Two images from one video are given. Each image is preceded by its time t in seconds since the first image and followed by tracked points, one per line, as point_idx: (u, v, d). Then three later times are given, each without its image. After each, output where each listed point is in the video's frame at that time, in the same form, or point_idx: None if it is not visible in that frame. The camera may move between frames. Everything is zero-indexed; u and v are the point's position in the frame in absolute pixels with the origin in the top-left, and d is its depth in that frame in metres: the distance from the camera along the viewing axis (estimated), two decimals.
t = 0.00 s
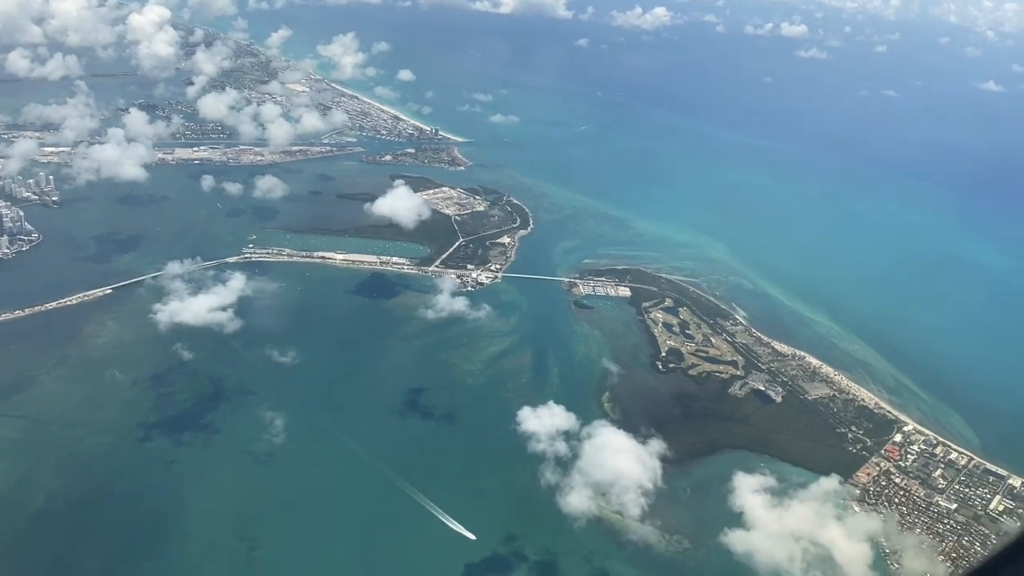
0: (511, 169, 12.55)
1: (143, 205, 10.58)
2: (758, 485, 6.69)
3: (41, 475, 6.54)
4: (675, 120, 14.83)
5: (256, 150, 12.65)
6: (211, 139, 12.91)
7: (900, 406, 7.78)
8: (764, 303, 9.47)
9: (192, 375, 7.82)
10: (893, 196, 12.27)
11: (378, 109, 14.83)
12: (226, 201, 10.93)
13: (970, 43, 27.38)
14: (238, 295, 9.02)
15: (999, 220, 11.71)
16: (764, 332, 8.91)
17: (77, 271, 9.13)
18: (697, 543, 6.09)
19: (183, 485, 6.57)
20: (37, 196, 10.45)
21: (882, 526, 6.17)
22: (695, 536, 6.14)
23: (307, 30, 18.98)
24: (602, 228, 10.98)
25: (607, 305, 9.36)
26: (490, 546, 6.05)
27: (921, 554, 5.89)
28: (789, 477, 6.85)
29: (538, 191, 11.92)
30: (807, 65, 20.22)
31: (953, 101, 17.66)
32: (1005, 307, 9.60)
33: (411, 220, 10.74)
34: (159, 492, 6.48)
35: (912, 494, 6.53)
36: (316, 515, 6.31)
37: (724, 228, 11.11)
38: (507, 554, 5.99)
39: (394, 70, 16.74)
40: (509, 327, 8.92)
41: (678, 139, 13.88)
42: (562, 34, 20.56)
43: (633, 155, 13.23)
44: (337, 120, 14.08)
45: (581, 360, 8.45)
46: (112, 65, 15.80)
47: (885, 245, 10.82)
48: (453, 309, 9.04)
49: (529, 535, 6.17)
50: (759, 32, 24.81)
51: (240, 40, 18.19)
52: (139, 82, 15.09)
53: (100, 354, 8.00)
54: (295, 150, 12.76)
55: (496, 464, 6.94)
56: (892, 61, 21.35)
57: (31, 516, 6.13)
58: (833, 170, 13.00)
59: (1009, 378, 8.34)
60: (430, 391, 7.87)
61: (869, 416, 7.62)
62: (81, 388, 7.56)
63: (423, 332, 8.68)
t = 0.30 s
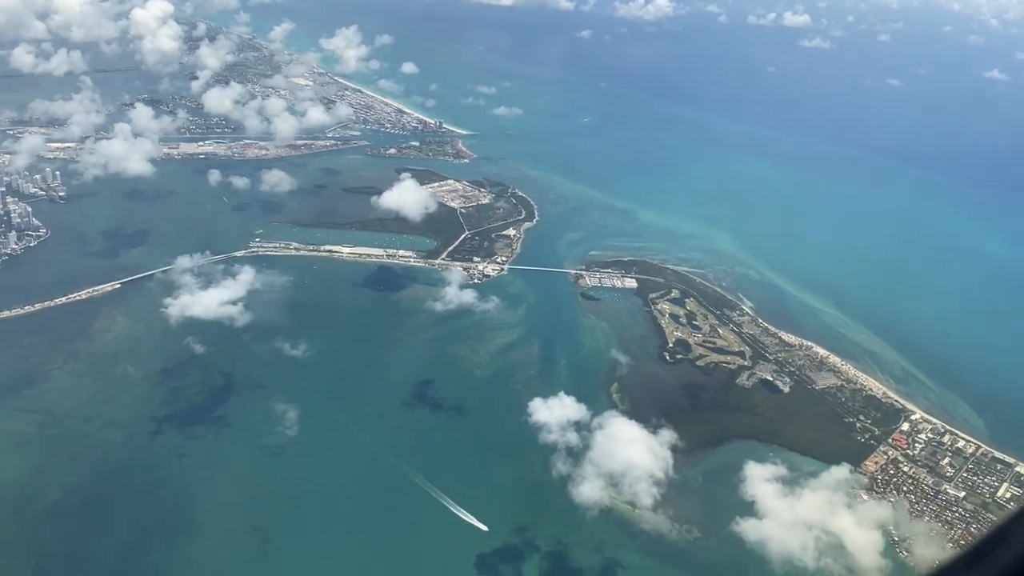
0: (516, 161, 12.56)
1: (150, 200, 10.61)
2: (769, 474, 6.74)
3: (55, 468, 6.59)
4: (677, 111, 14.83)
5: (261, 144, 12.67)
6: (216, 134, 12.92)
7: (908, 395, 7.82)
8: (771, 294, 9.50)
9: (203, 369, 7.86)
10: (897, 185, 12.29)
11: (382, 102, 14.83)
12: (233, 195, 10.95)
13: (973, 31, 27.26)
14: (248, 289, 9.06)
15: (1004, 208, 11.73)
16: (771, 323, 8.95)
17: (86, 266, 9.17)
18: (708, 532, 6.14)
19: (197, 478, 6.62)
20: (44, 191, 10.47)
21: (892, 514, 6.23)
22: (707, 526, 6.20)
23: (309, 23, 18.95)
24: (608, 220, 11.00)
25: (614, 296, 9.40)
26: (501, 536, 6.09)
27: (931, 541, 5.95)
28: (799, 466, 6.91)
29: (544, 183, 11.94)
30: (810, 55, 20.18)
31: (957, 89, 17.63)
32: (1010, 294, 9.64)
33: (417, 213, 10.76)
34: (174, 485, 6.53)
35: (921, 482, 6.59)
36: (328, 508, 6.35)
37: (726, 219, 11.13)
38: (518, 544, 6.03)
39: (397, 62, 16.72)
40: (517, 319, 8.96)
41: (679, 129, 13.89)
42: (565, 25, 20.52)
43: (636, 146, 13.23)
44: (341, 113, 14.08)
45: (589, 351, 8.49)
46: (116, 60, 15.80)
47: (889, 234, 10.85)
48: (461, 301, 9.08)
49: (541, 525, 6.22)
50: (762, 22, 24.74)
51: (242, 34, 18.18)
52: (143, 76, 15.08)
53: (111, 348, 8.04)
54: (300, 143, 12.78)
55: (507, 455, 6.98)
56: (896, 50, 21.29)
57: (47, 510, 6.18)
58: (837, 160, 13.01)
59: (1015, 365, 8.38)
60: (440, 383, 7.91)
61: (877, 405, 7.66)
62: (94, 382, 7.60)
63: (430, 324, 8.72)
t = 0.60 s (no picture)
0: (528, 158, 12.58)
1: (165, 200, 10.67)
2: (788, 469, 6.76)
3: (78, 466, 6.66)
4: (686, 106, 14.81)
5: (274, 143, 12.73)
6: (229, 133, 12.99)
7: (924, 388, 7.82)
8: (785, 289, 9.50)
9: (221, 367, 7.91)
10: (908, 177, 12.26)
11: (393, 100, 14.87)
12: (247, 194, 11.00)
13: (984, 23, 27.12)
14: (266, 287, 9.11)
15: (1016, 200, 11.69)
16: (786, 318, 8.96)
17: (104, 266, 9.23)
18: (727, 527, 6.16)
19: (218, 475, 6.67)
20: (60, 192, 10.55)
21: (910, 507, 6.26)
22: (725, 520, 6.22)
23: (319, 22, 19.00)
24: (621, 216, 11.00)
25: (628, 292, 9.42)
26: (521, 532, 6.11)
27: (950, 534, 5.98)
28: (817, 460, 6.92)
29: (556, 179, 11.95)
30: (820, 48, 20.12)
31: (969, 82, 17.54)
32: None
33: (430, 210, 10.80)
34: (196, 482, 6.59)
35: (938, 475, 6.60)
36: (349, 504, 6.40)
37: (737, 214, 11.13)
38: (538, 539, 6.05)
39: (407, 60, 16.76)
40: (531, 315, 8.99)
41: (690, 124, 13.86)
42: (574, 21, 20.51)
43: (647, 141, 13.23)
44: (353, 112, 14.14)
45: (604, 346, 8.52)
46: (129, 60, 15.88)
47: (901, 227, 10.83)
48: (476, 298, 9.11)
49: (560, 521, 6.23)
50: (771, 16, 24.67)
51: (253, 33, 18.24)
52: (156, 77, 15.17)
53: (130, 347, 8.10)
54: (312, 142, 12.83)
55: (525, 451, 7.01)
56: (907, 43, 21.20)
57: (71, 507, 6.25)
58: (848, 153, 12.99)
59: None
60: (456, 379, 7.94)
61: (893, 399, 7.66)
62: (114, 381, 7.67)
63: (446, 321, 8.76)
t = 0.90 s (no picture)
0: (546, 159, 12.63)
1: (189, 204, 10.79)
2: (814, 467, 6.75)
3: (109, 468, 6.75)
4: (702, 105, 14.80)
5: (295, 147, 12.84)
6: (250, 138, 13.16)
7: (949, 387, 7.78)
8: (807, 288, 9.48)
9: (248, 369, 8.00)
10: (930, 174, 12.18)
11: (411, 104, 14.97)
12: (270, 198, 11.11)
13: (1005, 19, 26.87)
14: (291, 290, 9.21)
15: None
16: (810, 317, 8.95)
17: (131, 270, 9.35)
18: (752, 526, 6.14)
19: (247, 475, 6.74)
20: (85, 197, 10.71)
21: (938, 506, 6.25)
22: (751, 519, 6.20)
23: (337, 26, 19.15)
24: (641, 216, 11.01)
25: (649, 292, 9.43)
26: (545, 533, 6.09)
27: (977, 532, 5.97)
28: (843, 458, 6.91)
29: (575, 180, 11.98)
30: (839, 46, 20.03)
31: (991, 78, 17.39)
32: None
33: (450, 212, 10.86)
34: (225, 482, 6.66)
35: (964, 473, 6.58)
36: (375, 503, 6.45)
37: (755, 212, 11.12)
38: (562, 540, 6.03)
39: (426, 63, 16.87)
40: (553, 316, 9.02)
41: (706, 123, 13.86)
42: (591, 22, 20.54)
43: (664, 141, 13.24)
44: (373, 115, 14.27)
45: (626, 347, 8.53)
46: (151, 66, 16.08)
47: (923, 225, 10.76)
48: (499, 299, 9.15)
49: (585, 521, 6.21)
50: (788, 15, 24.58)
51: (271, 38, 18.42)
52: (178, 83, 15.37)
53: (158, 350, 8.21)
54: (333, 146, 12.93)
55: (550, 452, 7.02)
56: (927, 40, 21.05)
57: (103, 506, 6.33)
58: (869, 152, 12.92)
59: None
60: (480, 380, 7.97)
61: (917, 397, 7.63)
62: (143, 384, 7.77)
63: (468, 323, 8.81)
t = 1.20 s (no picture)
0: (572, 165, 12.66)
1: (219, 213, 10.94)
2: (849, 471, 6.66)
3: (144, 472, 6.82)
4: (727, 109, 14.77)
5: (322, 156, 12.99)
6: (278, 147, 13.40)
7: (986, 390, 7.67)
8: (837, 292, 9.42)
9: (280, 375, 8.07)
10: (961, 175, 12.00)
11: (437, 112, 15.12)
12: (299, 206, 11.25)
13: None
14: (322, 297, 9.31)
15: None
16: (841, 321, 8.88)
17: (164, 279, 9.49)
18: (784, 530, 6.09)
19: (281, 479, 6.79)
20: (118, 207, 10.92)
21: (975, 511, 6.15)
22: (785, 524, 6.14)
23: (362, 36, 19.37)
24: (668, 220, 10.99)
25: (677, 297, 9.41)
26: (577, 537, 6.00)
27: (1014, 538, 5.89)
28: (878, 462, 6.83)
29: (600, 185, 12.00)
30: (865, 48, 19.89)
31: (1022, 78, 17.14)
32: None
33: (478, 218, 10.92)
34: (259, 486, 6.71)
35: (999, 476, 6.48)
36: (408, 504, 6.47)
37: (783, 217, 11.10)
38: (594, 543, 5.94)
39: (451, 71, 17.06)
40: (581, 321, 9.02)
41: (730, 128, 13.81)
42: (615, 28, 20.58)
43: (688, 145, 13.26)
44: (400, 123, 14.47)
45: (655, 351, 8.51)
46: (180, 77, 16.34)
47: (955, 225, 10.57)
48: (527, 304, 9.16)
49: (617, 527, 6.14)
50: (813, 17, 24.45)
51: (297, 47, 18.65)
52: (207, 94, 15.66)
53: (190, 357, 8.32)
54: (360, 154, 13.07)
55: (581, 457, 7.00)
56: (954, 40, 20.82)
57: (140, 509, 6.39)
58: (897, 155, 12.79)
59: None
60: (509, 385, 7.97)
61: (950, 400, 7.50)
62: (177, 390, 7.86)
63: (496, 328, 8.84)
